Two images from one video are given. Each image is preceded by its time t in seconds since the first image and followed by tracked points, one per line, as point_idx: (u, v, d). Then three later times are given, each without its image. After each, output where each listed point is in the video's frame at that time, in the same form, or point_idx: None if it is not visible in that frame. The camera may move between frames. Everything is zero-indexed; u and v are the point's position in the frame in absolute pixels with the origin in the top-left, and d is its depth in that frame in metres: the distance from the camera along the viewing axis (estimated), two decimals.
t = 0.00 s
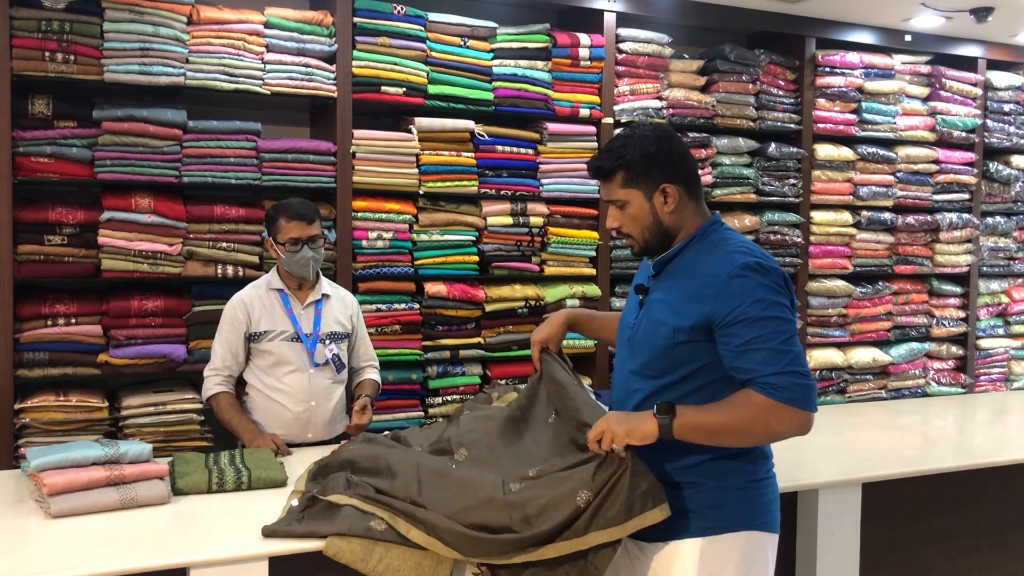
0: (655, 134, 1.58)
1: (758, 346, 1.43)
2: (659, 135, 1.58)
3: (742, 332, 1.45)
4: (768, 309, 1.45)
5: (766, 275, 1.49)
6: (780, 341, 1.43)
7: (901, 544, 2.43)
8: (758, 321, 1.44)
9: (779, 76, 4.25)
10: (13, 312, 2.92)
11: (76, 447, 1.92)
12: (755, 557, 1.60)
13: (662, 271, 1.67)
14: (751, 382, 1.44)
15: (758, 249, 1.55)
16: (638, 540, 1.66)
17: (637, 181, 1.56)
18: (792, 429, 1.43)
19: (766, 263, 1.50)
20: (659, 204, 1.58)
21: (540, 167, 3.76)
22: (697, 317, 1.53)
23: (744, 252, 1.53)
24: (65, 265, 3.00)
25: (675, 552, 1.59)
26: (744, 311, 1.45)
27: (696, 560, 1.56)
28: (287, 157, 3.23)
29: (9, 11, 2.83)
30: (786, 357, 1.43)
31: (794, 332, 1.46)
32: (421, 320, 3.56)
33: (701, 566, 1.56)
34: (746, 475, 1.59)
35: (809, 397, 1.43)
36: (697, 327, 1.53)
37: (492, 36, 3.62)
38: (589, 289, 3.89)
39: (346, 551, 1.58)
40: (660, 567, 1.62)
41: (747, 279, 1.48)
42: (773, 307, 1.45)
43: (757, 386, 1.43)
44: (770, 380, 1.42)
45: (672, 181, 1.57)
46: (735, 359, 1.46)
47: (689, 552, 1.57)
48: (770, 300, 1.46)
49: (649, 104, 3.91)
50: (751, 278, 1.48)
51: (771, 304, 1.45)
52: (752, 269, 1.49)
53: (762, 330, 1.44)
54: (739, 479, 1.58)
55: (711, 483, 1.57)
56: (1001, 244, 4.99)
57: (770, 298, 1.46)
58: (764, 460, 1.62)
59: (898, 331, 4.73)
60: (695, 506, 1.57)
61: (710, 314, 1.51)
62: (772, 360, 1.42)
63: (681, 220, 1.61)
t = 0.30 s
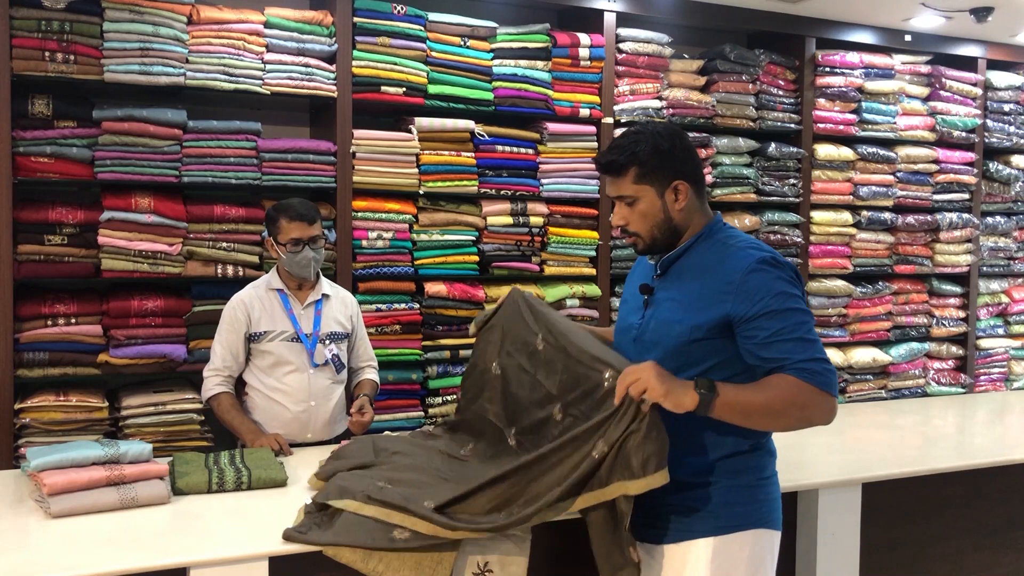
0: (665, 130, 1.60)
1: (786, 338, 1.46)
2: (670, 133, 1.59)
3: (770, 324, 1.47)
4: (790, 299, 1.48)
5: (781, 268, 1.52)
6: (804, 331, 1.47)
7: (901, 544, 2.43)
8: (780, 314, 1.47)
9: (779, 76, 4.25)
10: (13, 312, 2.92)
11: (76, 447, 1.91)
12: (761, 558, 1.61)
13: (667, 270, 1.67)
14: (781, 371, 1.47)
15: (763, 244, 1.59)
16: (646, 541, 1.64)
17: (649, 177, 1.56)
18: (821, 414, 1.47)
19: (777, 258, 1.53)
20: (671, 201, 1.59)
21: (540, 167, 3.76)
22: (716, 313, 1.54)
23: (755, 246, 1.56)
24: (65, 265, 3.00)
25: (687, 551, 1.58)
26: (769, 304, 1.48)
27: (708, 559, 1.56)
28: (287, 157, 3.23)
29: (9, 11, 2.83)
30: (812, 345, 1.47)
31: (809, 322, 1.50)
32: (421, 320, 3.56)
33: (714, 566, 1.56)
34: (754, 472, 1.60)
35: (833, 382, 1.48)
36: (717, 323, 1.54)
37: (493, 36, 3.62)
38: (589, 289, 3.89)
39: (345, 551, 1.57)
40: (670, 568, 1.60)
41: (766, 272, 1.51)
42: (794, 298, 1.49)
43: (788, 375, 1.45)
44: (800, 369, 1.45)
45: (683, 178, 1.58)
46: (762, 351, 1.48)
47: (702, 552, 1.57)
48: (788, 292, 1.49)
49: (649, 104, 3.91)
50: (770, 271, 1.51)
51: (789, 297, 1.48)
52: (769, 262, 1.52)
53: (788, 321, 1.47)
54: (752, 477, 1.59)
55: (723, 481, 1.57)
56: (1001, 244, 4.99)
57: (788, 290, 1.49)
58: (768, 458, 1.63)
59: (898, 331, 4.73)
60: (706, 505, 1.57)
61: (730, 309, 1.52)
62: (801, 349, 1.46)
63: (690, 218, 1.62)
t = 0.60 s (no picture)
0: (668, 127, 1.61)
1: (811, 328, 1.49)
2: (674, 129, 1.60)
3: (795, 314, 1.49)
4: (810, 291, 1.52)
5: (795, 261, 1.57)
6: (825, 320, 1.51)
7: (902, 544, 2.43)
8: (802, 304, 1.50)
9: (779, 76, 4.25)
10: (13, 312, 2.92)
11: (76, 447, 1.92)
12: (767, 557, 1.63)
13: (676, 269, 1.68)
14: (807, 361, 1.49)
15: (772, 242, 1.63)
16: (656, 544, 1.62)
17: (657, 172, 1.56)
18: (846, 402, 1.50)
19: (787, 252, 1.58)
20: (677, 197, 1.60)
21: (540, 167, 3.76)
22: (736, 307, 1.56)
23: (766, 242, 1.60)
24: (65, 265, 3.00)
25: (704, 552, 1.57)
26: (791, 295, 1.50)
27: (725, 558, 1.56)
28: (287, 157, 3.23)
29: (9, 11, 2.83)
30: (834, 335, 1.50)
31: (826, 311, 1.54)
32: (421, 320, 3.56)
33: (730, 565, 1.56)
34: (761, 470, 1.63)
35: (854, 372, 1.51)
36: (737, 316, 1.55)
37: (493, 36, 3.62)
38: (589, 289, 3.89)
39: (349, 555, 1.57)
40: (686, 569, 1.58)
41: (784, 265, 1.54)
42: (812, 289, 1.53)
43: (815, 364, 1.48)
44: (826, 357, 1.48)
45: (688, 173, 1.59)
46: (788, 341, 1.50)
47: (719, 550, 1.56)
48: (804, 284, 1.53)
49: (649, 104, 3.91)
50: (788, 264, 1.55)
51: (806, 288, 1.52)
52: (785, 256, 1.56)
53: (811, 311, 1.50)
54: (761, 474, 1.62)
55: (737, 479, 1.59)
56: (1001, 244, 4.99)
57: (803, 282, 1.54)
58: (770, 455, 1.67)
59: (898, 331, 4.73)
60: (722, 504, 1.57)
61: (751, 302, 1.54)
62: (824, 339, 1.49)
63: (693, 215, 1.63)
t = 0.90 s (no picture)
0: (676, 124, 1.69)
1: (811, 323, 1.52)
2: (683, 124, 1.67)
3: (797, 310, 1.52)
4: (807, 287, 1.56)
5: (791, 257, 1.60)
6: (822, 315, 1.55)
7: (902, 544, 2.43)
8: (803, 300, 1.53)
9: (779, 76, 4.25)
10: (13, 312, 2.92)
11: (76, 447, 1.92)
12: (768, 553, 1.64)
13: (675, 267, 1.68)
14: (808, 356, 1.53)
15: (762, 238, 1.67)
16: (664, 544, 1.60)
17: (685, 154, 1.61)
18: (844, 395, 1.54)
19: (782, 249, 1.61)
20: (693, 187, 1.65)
21: (540, 167, 3.76)
22: (738, 305, 1.57)
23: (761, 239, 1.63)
24: (65, 265, 3.00)
25: (714, 550, 1.56)
26: (792, 291, 1.54)
27: (735, 554, 1.55)
28: (287, 157, 3.23)
29: (9, 11, 2.83)
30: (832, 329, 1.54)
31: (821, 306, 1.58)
32: (421, 320, 3.56)
33: (740, 561, 1.56)
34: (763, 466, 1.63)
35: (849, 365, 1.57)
36: (741, 313, 1.56)
37: (493, 36, 3.62)
38: (589, 289, 3.89)
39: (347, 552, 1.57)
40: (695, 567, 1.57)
41: (781, 261, 1.57)
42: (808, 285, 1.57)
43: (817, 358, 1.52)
44: (827, 351, 1.52)
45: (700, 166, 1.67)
46: (790, 338, 1.53)
47: (729, 548, 1.56)
48: (801, 280, 1.56)
49: (649, 104, 3.91)
50: (786, 260, 1.58)
51: (803, 284, 1.56)
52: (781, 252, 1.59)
53: (810, 307, 1.54)
54: (762, 469, 1.64)
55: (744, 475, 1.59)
56: (1001, 244, 4.99)
57: (800, 278, 1.57)
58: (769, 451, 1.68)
59: (897, 331, 4.73)
60: (730, 500, 1.57)
61: (755, 299, 1.55)
62: (823, 334, 1.53)
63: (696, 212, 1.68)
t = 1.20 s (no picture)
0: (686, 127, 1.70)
1: (803, 324, 1.55)
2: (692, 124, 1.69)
3: (790, 311, 1.54)
4: (799, 286, 1.58)
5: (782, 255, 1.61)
6: (813, 315, 1.57)
7: (902, 544, 2.43)
8: (795, 300, 1.55)
9: (779, 76, 4.25)
10: (13, 312, 2.91)
11: (76, 447, 1.91)
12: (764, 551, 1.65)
13: (670, 266, 1.68)
14: (799, 355, 1.55)
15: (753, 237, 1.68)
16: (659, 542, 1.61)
17: (697, 151, 1.62)
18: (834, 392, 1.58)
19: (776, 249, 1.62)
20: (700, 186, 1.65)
21: (540, 167, 3.76)
22: (734, 304, 1.57)
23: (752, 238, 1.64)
24: (65, 265, 3.00)
25: (708, 547, 1.57)
26: (786, 291, 1.55)
27: (730, 553, 1.56)
28: (287, 157, 3.23)
29: (9, 11, 2.83)
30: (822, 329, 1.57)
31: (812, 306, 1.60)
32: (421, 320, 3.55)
33: (735, 558, 1.57)
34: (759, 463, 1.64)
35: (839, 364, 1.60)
36: (737, 312, 1.57)
37: (492, 36, 3.62)
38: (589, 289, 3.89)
39: (345, 551, 1.55)
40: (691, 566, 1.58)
41: (774, 261, 1.58)
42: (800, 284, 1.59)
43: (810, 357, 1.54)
44: (818, 351, 1.55)
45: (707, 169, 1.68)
46: (783, 338, 1.55)
47: (725, 545, 1.56)
48: (795, 280, 1.58)
49: (649, 104, 3.91)
50: (778, 260, 1.59)
51: (796, 284, 1.58)
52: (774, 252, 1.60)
53: (802, 307, 1.56)
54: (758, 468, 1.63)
55: (741, 472, 1.59)
56: (1001, 244, 4.99)
57: (794, 278, 1.58)
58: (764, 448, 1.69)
59: (898, 331, 4.73)
60: (727, 498, 1.57)
61: (750, 298, 1.56)
62: (814, 333, 1.56)
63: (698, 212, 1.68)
